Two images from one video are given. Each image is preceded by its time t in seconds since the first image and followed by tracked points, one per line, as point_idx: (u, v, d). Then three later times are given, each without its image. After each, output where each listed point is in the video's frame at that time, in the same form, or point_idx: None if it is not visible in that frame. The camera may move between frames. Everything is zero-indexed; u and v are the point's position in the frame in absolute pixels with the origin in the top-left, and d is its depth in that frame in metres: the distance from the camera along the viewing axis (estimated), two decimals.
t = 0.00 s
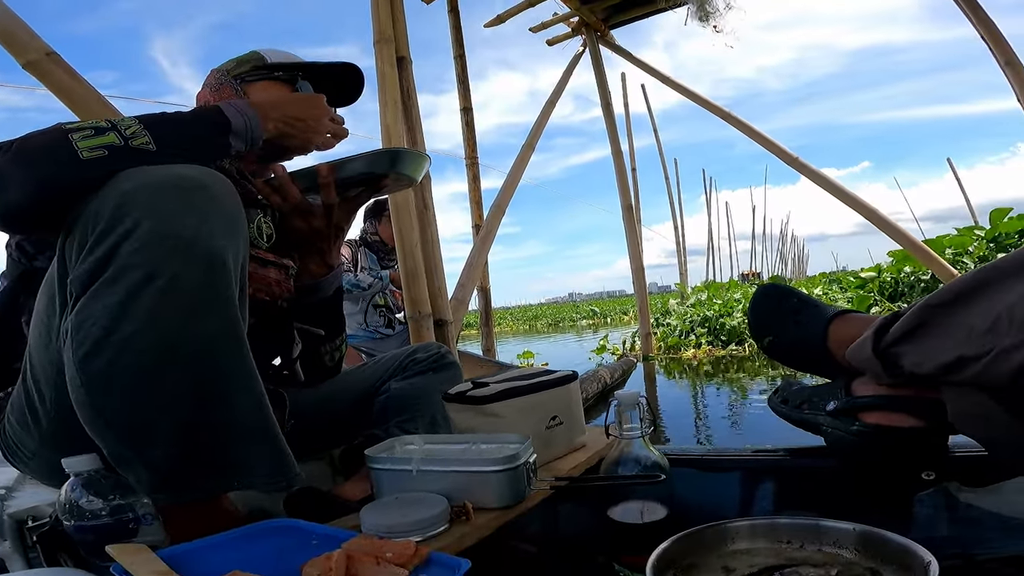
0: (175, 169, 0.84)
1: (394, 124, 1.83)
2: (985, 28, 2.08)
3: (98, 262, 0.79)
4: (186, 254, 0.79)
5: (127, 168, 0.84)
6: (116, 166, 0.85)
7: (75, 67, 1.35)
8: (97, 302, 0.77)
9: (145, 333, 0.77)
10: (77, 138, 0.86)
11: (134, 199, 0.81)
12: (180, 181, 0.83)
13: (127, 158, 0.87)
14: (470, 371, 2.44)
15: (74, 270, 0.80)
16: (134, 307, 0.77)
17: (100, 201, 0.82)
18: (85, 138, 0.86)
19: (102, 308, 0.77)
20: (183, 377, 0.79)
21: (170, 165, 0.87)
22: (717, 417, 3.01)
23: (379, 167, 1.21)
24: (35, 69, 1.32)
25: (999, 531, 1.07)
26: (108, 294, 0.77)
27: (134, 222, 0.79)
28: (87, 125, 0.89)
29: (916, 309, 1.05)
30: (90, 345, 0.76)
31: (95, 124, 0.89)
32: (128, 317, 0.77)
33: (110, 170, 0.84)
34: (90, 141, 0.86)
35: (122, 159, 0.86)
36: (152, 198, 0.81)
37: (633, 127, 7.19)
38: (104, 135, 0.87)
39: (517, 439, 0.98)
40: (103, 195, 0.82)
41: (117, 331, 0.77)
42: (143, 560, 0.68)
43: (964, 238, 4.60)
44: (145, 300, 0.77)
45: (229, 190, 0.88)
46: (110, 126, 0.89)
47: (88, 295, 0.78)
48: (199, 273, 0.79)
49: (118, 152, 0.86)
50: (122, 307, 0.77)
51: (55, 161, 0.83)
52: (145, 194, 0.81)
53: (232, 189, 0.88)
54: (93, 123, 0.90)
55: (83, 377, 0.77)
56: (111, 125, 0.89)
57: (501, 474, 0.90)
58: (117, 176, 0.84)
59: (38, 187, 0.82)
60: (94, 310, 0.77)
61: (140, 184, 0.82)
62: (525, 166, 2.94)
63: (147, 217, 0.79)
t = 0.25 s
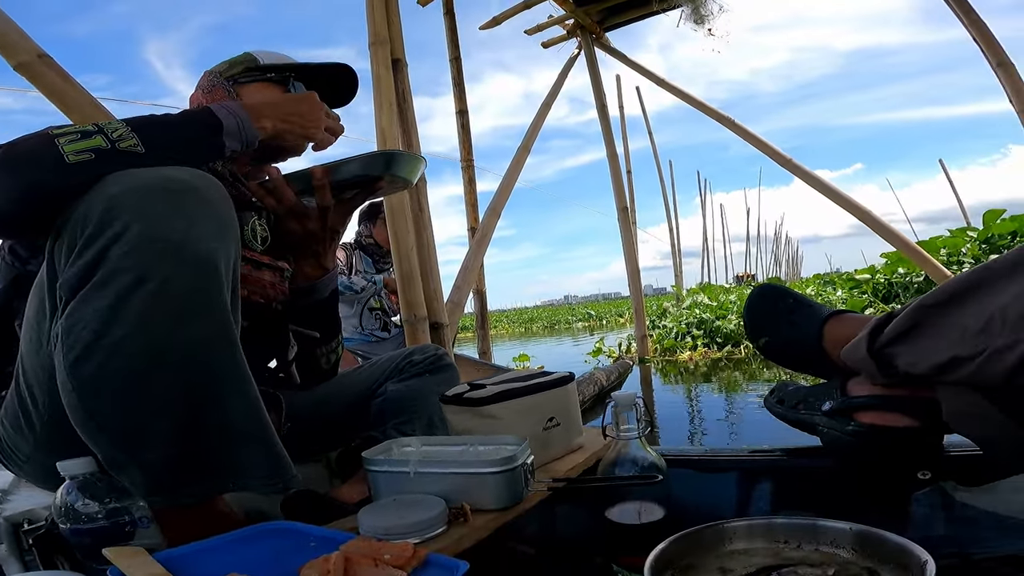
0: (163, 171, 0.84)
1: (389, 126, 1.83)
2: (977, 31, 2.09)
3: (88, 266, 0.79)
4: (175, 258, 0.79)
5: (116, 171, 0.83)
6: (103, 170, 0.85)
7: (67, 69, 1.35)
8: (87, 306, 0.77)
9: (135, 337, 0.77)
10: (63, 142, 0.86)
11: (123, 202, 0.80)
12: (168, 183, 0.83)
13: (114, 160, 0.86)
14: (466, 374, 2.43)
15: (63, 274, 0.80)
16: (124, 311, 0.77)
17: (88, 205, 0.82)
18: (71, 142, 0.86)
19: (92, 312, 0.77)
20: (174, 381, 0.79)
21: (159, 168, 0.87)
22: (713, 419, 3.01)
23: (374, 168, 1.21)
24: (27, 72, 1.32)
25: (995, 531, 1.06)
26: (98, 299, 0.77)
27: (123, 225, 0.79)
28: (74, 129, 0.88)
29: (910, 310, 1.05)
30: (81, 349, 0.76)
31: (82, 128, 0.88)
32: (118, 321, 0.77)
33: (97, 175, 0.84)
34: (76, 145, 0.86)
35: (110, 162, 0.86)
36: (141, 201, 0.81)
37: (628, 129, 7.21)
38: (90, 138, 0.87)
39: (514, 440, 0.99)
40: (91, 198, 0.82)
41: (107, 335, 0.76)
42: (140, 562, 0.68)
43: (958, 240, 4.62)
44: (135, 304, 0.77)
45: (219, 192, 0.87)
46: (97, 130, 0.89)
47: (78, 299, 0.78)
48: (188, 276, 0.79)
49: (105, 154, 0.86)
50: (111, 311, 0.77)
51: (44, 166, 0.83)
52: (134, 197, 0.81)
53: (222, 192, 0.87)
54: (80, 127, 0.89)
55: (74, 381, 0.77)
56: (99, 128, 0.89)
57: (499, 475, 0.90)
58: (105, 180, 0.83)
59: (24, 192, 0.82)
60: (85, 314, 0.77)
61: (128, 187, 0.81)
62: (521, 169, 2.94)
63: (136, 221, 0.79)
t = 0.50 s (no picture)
0: (162, 172, 0.84)
1: (387, 128, 1.83)
2: (973, 33, 2.10)
3: (86, 266, 0.79)
4: (173, 259, 0.79)
5: (113, 171, 0.83)
6: (99, 171, 0.84)
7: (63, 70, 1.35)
8: (85, 307, 0.77)
9: (134, 338, 0.76)
10: (61, 143, 0.85)
11: (121, 203, 0.80)
12: (166, 184, 0.83)
13: (113, 161, 0.86)
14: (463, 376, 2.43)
15: (62, 275, 0.80)
16: (122, 312, 0.77)
17: (86, 206, 0.82)
18: (69, 143, 0.86)
19: (90, 313, 0.77)
20: (173, 382, 0.78)
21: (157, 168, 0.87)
22: (710, 421, 3.01)
23: (371, 167, 1.21)
24: (23, 72, 1.32)
25: (993, 529, 1.05)
26: (96, 300, 0.77)
27: (121, 226, 0.79)
28: (72, 130, 0.88)
29: (908, 309, 1.06)
30: (79, 351, 0.76)
31: (81, 129, 0.88)
32: (116, 322, 0.76)
33: (94, 175, 0.84)
34: (76, 146, 0.86)
35: (109, 163, 0.86)
36: (139, 202, 0.81)
37: (625, 132, 7.22)
38: (89, 139, 0.87)
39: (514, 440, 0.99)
40: (89, 199, 0.82)
41: (106, 336, 0.76)
42: (139, 563, 0.67)
43: (954, 242, 4.64)
44: (133, 306, 0.77)
45: (217, 192, 0.88)
46: (95, 131, 0.89)
47: (76, 300, 0.78)
48: (187, 277, 0.79)
49: (104, 156, 0.86)
50: (110, 313, 0.77)
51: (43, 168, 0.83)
52: (132, 198, 0.81)
53: (220, 192, 0.87)
54: (79, 128, 0.89)
55: (73, 383, 0.77)
56: (97, 129, 0.89)
57: (498, 475, 0.90)
58: (103, 181, 0.83)
59: (24, 192, 0.82)
60: (83, 315, 0.77)
61: (126, 188, 0.81)
62: (518, 171, 2.94)
63: (134, 221, 0.79)
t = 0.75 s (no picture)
0: (162, 172, 0.84)
1: (386, 129, 1.83)
2: (971, 35, 2.11)
3: (85, 267, 0.79)
4: (173, 260, 0.79)
5: (113, 171, 0.83)
6: (99, 172, 0.85)
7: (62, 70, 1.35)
8: (85, 308, 0.77)
9: (134, 339, 0.76)
10: (62, 143, 0.86)
11: (121, 203, 0.80)
12: (167, 185, 0.83)
13: (113, 162, 0.86)
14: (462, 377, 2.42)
15: (62, 275, 0.80)
16: (122, 313, 0.77)
17: (86, 206, 0.82)
18: (70, 144, 0.86)
19: (90, 314, 0.77)
20: (173, 383, 0.78)
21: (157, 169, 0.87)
22: (709, 423, 3.00)
23: (371, 165, 1.23)
24: (22, 72, 1.31)
25: (992, 529, 1.06)
26: (96, 300, 0.77)
27: (122, 226, 0.79)
28: (74, 131, 0.88)
29: (907, 310, 1.06)
30: (79, 351, 0.76)
31: (82, 129, 0.88)
32: (116, 323, 0.76)
33: (94, 177, 0.84)
34: (76, 146, 0.86)
35: (108, 163, 0.86)
36: (140, 203, 0.81)
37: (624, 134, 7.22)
38: (89, 140, 0.87)
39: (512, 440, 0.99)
40: (89, 199, 0.82)
41: (106, 337, 0.76)
42: (137, 565, 0.67)
43: (953, 244, 4.64)
44: (133, 306, 0.77)
45: (217, 193, 0.88)
46: (97, 132, 0.89)
47: (76, 301, 0.78)
48: (187, 278, 0.79)
49: (104, 156, 0.86)
50: (110, 313, 0.76)
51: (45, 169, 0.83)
52: (132, 198, 0.81)
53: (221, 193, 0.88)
54: (82, 128, 0.90)
55: (72, 383, 0.77)
56: (99, 130, 0.89)
57: (497, 476, 0.90)
58: (103, 181, 0.83)
59: (21, 192, 0.82)
60: (83, 316, 0.77)
61: (126, 188, 0.81)
62: (517, 172, 2.94)
63: (135, 222, 0.79)
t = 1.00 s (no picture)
0: (159, 173, 0.84)
1: (387, 130, 1.84)
2: (970, 37, 2.11)
3: (82, 268, 0.79)
4: (170, 261, 0.79)
5: (109, 171, 0.84)
6: (95, 172, 0.85)
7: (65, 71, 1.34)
8: (80, 309, 0.77)
9: (130, 340, 0.76)
10: (59, 141, 0.85)
11: (117, 204, 0.80)
12: (164, 185, 0.83)
13: (110, 162, 0.86)
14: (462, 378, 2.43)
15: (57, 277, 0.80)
16: (118, 314, 0.77)
17: (82, 207, 0.82)
18: (68, 143, 0.86)
19: (86, 315, 0.77)
20: (170, 384, 0.78)
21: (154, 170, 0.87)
22: (708, 424, 3.00)
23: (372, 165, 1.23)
24: (25, 73, 1.30)
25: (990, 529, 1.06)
26: (92, 302, 0.77)
27: (118, 227, 0.79)
28: (73, 129, 0.88)
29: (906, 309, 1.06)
30: (74, 353, 0.76)
31: (82, 128, 0.88)
32: (112, 324, 0.76)
33: (91, 177, 0.84)
34: (74, 145, 0.86)
35: (105, 164, 0.86)
36: (136, 203, 0.81)
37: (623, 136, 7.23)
38: (88, 139, 0.87)
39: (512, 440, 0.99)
40: (85, 200, 0.82)
41: (102, 338, 0.76)
42: (135, 565, 0.67)
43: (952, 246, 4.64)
44: (130, 307, 0.77)
45: (213, 193, 0.88)
46: (97, 130, 0.88)
47: (72, 302, 0.78)
48: (184, 279, 0.79)
49: (100, 156, 0.86)
50: (105, 315, 0.77)
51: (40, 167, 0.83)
52: (129, 199, 0.81)
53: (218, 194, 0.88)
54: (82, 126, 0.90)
55: (67, 385, 0.77)
56: (98, 128, 0.89)
57: (497, 476, 0.91)
58: (99, 181, 0.84)
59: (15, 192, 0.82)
60: (79, 318, 0.77)
61: (122, 189, 0.82)
62: (517, 174, 2.95)
63: (131, 223, 0.79)
